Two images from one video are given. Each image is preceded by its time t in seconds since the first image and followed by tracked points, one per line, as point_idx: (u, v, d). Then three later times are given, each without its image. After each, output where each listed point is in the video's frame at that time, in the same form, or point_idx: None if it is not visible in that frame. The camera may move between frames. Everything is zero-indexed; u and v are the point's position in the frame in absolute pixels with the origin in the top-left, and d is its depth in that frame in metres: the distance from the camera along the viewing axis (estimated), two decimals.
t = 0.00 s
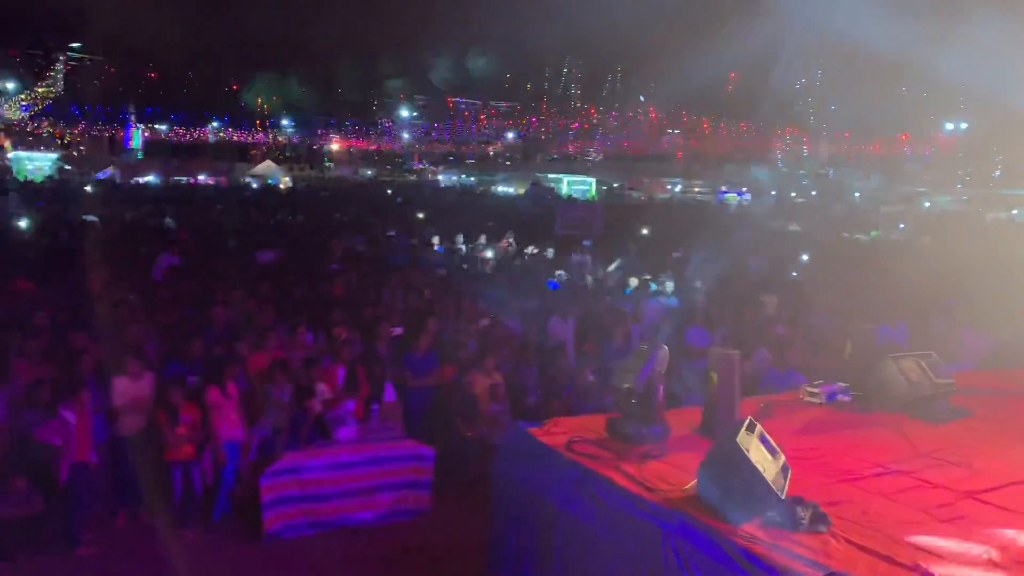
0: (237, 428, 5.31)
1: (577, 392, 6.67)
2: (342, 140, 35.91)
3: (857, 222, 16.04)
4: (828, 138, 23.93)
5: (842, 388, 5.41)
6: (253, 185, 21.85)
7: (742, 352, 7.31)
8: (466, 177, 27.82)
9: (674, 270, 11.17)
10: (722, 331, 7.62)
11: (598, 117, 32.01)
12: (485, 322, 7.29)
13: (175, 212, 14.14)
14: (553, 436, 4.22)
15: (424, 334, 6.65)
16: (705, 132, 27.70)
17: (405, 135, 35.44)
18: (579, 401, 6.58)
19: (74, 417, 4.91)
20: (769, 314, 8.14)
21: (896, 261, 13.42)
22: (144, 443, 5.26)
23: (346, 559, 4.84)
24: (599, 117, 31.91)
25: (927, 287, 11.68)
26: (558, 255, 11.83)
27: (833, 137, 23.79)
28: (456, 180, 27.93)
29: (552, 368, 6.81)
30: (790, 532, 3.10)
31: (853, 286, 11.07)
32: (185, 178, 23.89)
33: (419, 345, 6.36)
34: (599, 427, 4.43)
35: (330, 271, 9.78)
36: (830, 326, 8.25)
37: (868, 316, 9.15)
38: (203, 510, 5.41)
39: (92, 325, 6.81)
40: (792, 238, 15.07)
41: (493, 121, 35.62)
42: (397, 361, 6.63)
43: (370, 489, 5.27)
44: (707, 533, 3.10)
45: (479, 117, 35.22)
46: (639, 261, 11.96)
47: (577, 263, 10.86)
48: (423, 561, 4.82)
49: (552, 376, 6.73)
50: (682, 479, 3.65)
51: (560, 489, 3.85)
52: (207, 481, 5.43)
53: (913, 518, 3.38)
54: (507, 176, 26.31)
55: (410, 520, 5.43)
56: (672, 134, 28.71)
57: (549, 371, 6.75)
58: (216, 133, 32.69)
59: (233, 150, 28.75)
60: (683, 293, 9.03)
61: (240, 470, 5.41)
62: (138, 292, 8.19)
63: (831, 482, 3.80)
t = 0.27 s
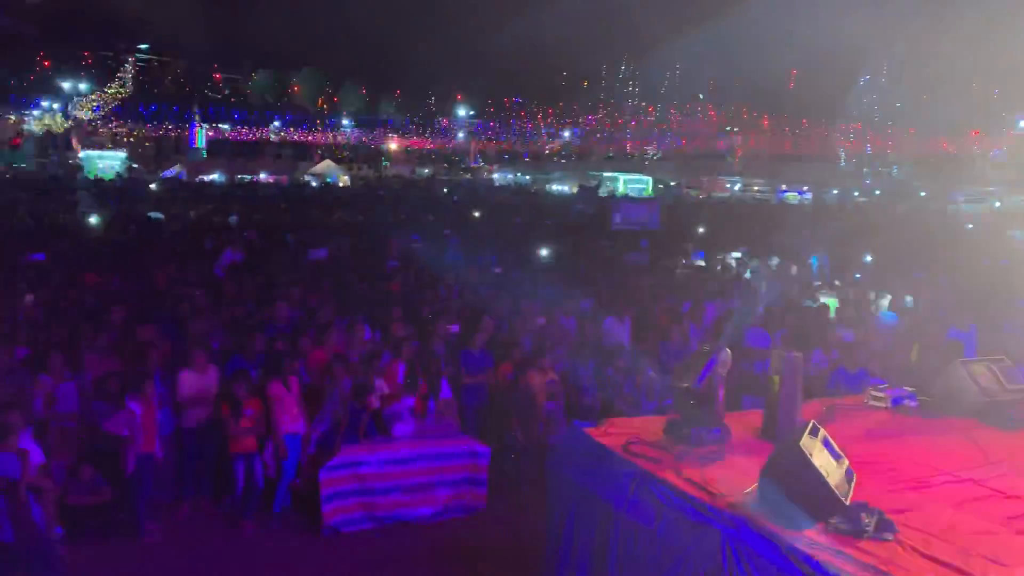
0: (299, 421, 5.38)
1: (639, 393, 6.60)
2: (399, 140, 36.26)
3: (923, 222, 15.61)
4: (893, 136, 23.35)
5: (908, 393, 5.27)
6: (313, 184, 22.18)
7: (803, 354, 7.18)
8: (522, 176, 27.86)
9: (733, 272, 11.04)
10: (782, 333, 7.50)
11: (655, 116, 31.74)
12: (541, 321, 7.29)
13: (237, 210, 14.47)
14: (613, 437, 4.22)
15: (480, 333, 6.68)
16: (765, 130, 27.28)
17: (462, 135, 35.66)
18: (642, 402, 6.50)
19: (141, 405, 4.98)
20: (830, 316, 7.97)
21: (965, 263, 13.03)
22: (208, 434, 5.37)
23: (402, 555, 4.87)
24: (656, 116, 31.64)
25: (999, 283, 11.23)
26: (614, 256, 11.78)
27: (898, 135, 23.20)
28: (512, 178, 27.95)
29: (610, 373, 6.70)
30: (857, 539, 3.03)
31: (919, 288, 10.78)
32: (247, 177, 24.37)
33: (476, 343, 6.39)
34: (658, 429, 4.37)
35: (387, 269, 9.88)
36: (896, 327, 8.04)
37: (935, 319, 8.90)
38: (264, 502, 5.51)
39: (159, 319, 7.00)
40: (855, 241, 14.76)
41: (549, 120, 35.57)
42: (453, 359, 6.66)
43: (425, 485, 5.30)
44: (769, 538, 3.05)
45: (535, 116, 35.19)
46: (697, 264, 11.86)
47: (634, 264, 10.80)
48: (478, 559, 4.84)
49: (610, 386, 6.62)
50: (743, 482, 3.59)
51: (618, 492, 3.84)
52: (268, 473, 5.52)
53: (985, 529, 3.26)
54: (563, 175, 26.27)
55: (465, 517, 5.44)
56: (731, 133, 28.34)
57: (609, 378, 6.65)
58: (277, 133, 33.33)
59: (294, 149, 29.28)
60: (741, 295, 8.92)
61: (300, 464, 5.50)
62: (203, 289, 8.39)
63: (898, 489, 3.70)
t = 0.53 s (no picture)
0: (337, 418, 5.43)
1: (681, 396, 6.46)
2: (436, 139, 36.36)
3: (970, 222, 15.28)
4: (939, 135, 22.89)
5: (953, 397, 5.16)
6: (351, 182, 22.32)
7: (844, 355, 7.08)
8: (560, 176, 27.81)
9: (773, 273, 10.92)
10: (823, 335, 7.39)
11: (693, 115, 31.50)
12: (577, 320, 7.27)
13: (278, 207, 14.65)
14: (650, 438, 4.19)
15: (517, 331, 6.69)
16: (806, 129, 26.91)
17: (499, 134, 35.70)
18: (683, 404, 6.40)
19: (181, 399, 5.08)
20: (873, 318, 7.84)
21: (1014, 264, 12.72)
22: (249, 429, 5.44)
23: (438, 552, 4.90)
24: (694, 115, 31.40)
25: None
26: (652, 255, 11.71)
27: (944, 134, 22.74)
28: (549, 177, 27.87)
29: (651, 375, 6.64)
30: (899, 546, 2.99)
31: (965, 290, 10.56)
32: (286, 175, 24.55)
33: (512, 342, 6.40)
34: (696, 431, 4.34)
35: (424, 268, 9.92)
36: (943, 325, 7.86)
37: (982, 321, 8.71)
38: (302, 497, 5.55)
39: (201, 314, 7.09)
40: (899, 241, 14.50)
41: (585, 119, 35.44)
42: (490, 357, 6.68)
43: (461, 483, 5.32)
44: (807, 542, 3.01)
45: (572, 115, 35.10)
46: (736, 266, 11.75)
47: (672, 264, 10.73)
48: (516, 557, 4.84)
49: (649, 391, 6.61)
50: (782, 485, 3.55)
51: (654, 492, 3.82)
52: (306, 468, 5.56)
53: None
54: (600, 174, 26.17)
55: (501, 515, 5.45)
56: (772, 131, 28.01)
57: (651, 381, 6.59)
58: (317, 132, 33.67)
59: (334, 148, 29.55)
60: (780, 297, 8.83)
61: (339, 459, 5.55)
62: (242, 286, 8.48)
63: (942, 495, 3.63)
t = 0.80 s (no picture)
0: (371, 414, 5.46)
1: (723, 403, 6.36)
2: (470, 137, 36.47)
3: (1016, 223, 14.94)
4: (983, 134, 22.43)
5: (997, 402, 5.05)
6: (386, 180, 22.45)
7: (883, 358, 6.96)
8: (595, 175, 27.72)
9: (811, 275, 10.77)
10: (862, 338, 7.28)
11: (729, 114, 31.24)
12: (611, 320, 7.25)
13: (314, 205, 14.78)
14: (685, 441, 4.16)
15: (551, 330, 6.68)
16: (846, 129, 26.53)
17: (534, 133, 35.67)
18: (723, 409, 6.30)
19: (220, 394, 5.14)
20: (914, 320, 7.70)
21: None
22: (285, 424, 5.50)
23: (471, 550, 4.90)
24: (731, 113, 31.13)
25: None
26: (687, 256, 11.62)
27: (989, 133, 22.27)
28: (583, 176, 27.81)
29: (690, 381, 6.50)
30: (941, 552, 2.93)
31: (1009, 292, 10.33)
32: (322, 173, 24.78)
33: (546, 341, 6.39)
34: (732, 434, 4.30)
35: (458, 267, 9.96)
36: (987, 328, 7.70)
37: None
38: (337, 492, 5.60)
39: (239, 309, 7.18)
40: (941, 242, 14.23)
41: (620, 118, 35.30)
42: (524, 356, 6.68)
43: (494, 481, 5.33)
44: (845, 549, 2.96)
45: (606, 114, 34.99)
46: (773, 267, 11.62)
47: (708, 264, 10.64)
48: (549, 557, 4.83)
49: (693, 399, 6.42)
50: (821, 490, 3.50)
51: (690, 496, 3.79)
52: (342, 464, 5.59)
53: None
54: (636, 173, 26.03)
55: (534, 514, 5.45)
56: (810, 130, 27.66)
57: (689, 384, 6.50)
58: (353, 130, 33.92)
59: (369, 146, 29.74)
60: (818, 298, 8.71)
61: (373, 456, 5.58)
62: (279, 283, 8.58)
63: (985, 503, 3.55)
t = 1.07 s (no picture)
0: (400, 411, 5.49)
1: (757, 411, 6.27)
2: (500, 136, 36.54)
3: None
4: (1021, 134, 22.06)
5: None
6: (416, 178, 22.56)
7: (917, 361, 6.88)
8: (624, 174, 27.67)
9: (843, 279, 10.69)
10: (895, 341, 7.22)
11: (762, 114, 30.94)
12: (640, 320, 7.20)
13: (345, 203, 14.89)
14: (717, 442, 4.13)
15: (580, 330, 6.69)
16: (880, 129, 26.24)
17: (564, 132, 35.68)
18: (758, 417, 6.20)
19: (250, 388, 5.19)
20: (949, 324, 7.60)
21: None
22: (314, 418, 5.54)
23: (497, 548, 4.91)
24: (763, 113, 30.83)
25: None
26: (717, 258, 11.57)
27: None
28: (613, 176, 27.70)
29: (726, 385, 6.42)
30: (977, 560, 2.89)
31: None
32: (353, 171, 24.91)
33: (574, 340, 6.39)
34: (763, 435, 4.27)
35: (488, 265, 9.99)
36: None
37: None
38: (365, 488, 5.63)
39: (270, 305, 7.24)
40: (976, 245, 14.03)
41: (651, 117, 35.10)
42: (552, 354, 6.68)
43: (522, 480, 5.34)
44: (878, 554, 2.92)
45: (637, 114, 34.81)
46: (805, 269, 11.56)
47: (738, 265, 10.61)
48: (576, 557, 4.82)
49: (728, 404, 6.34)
50: (853, 494, 3.46)
51: (721, 496, 3.77)
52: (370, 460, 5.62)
53: None
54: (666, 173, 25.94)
55: (561, 513, 5.45)
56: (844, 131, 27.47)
57: (722, 389, 6.43)
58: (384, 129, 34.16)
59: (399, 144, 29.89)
60: (849, 299, 8.64)
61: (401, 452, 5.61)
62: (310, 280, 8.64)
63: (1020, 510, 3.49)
